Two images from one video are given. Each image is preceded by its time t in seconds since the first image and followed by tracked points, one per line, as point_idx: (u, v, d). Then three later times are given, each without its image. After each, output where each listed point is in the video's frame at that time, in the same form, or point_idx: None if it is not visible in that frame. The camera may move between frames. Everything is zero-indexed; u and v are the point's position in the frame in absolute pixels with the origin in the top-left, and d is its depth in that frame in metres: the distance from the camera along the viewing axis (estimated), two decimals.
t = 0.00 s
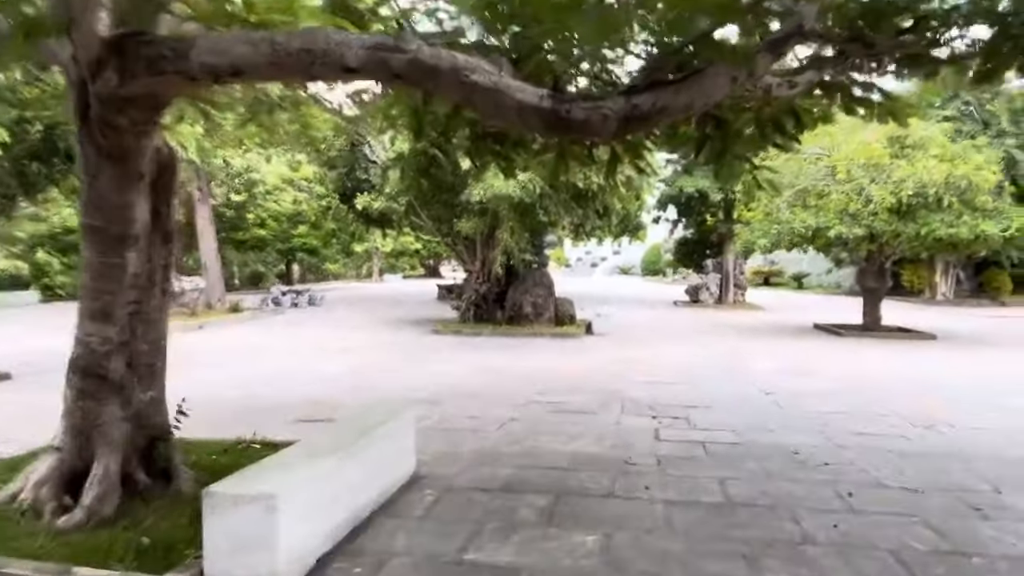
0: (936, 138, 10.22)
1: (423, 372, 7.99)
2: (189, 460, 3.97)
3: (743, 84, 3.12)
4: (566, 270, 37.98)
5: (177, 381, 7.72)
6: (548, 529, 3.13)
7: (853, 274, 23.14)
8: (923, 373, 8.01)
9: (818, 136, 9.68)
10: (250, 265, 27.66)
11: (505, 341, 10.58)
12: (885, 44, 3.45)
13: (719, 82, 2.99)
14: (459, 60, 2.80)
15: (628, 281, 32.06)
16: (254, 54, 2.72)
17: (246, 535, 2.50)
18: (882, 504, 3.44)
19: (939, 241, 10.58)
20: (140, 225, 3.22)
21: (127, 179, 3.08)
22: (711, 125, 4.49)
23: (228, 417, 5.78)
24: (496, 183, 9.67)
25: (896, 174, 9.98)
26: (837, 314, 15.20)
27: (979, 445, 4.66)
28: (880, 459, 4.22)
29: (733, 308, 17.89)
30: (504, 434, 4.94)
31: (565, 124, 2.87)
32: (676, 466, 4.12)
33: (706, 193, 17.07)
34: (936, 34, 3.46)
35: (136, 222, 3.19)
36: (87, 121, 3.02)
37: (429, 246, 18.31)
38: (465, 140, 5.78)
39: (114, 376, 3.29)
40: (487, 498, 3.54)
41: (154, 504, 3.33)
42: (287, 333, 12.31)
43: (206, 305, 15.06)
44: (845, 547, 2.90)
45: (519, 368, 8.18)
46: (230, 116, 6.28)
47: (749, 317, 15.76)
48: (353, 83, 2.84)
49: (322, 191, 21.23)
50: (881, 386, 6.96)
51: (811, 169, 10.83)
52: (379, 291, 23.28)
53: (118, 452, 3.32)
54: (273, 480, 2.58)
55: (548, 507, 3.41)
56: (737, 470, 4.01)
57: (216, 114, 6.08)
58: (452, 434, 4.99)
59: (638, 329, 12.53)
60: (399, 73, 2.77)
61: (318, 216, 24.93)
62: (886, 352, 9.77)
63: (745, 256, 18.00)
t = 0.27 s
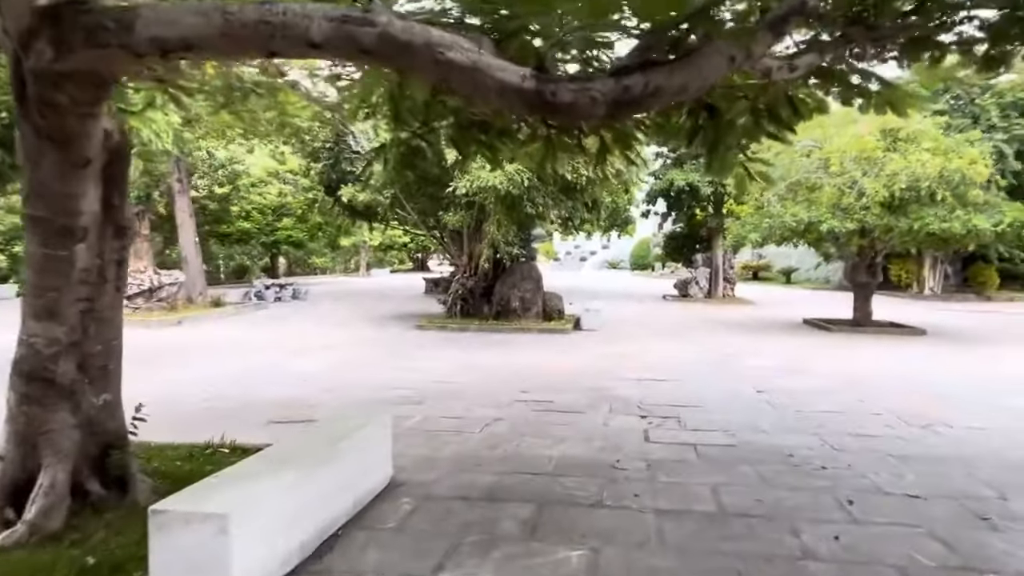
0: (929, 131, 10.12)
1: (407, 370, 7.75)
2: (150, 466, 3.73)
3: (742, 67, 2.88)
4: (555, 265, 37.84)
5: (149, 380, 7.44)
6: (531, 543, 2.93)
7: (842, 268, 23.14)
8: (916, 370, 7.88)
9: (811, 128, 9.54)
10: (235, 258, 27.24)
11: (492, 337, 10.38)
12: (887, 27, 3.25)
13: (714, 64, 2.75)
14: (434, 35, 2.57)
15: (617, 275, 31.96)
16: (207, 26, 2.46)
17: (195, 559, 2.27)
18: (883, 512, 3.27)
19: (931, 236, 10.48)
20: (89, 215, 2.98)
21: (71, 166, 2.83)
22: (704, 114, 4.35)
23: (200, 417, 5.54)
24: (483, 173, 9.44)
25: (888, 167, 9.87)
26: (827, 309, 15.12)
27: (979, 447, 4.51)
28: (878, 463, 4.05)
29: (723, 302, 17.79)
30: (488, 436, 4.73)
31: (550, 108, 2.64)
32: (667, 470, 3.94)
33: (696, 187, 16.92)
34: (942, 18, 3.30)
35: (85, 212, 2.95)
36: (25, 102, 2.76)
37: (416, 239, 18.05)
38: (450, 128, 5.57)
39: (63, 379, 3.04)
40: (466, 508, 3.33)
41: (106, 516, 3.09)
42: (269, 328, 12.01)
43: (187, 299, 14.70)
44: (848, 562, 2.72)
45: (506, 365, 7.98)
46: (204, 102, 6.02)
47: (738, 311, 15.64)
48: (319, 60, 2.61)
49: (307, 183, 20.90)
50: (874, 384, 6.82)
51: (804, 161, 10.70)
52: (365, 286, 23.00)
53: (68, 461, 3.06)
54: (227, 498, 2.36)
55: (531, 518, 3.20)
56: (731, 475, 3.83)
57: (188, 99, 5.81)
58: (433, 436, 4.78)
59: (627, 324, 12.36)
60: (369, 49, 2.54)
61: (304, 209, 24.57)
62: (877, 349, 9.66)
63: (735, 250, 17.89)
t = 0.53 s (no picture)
0: (925, 131, 9.98)
1: (392, 373, 7.50)
2: (105, 478, 3.47)
3: (743, 46, 2.65)
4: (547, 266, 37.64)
5: (122, 384, 7.16)
6: (513, 564, 2.69)
7: (834, 270, 23.04)
8: (913, 373, 7.71)
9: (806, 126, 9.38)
10: (222, 259, 26.86)
11: (481, 339, 10.14)
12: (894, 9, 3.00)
13: (714, 43, 2.50)
14: (406, 8, 2.40)
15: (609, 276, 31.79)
16: None
17: None
18: (891, 527, 3.05)
19: (927, 237, 10.32)
20: (32, 204, 2.78)
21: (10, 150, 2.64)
22: (697, 108, 4.14)
23: (171, 422, 5.27)
24: (471, 170, 9.20)
25: (883, 166, 9.71)
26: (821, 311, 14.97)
27: (986, 455, 4.31)
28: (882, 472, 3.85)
29: (715, 304, 17.62)
30: (472, 443, 4.50)
31: (535, 88, 2.42)
32: (660, 480, 3.71)
33: (689, 187, 16.76)
34: None
35: (27, 201, 2.75)
36: None
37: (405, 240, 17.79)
38: (434, 121, 5.34)
39: (4, 385, 2.78)
40: (445, 524, 3.09)
41: (49, 534, 2.82)
42: (252, 330, 11.72)
43: (170, 300, 14.30)
44: None
45: (494, 368, 7.74)
46: (178, 91, 5.78)
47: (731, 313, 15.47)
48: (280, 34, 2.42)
49: (295, 182, 20.60)
50: (872, 387, 6.64)
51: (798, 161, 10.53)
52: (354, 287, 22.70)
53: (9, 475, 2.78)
54: (171, 520, 2.11)
55: (514, 536, 2.97)
56: (727, 485, 3.62)
57: (159, 89, 5.55)
58: (414, 443, 4.54)
59: (619, 326, 12.15)
60: (333, 22, 2.36)
61: (292, 209, 24.27)
62: (873, 351, 9.50)
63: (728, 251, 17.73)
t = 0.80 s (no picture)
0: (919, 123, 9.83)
1: (374, 371, 7.25)
2: (56, 489, 3.23)
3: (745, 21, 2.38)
4: (537, 260, 37.47)
5: (92, 383, 6.86)
6: None
7: (825, 265, 22.96)
8: (909, 371, 7.55)
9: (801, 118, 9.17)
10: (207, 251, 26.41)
11: (469, 334, 9.90)
12: None
13: (714, 16, 2.24)
14: None
15: (600, 270, 31.62)
16: None
17: None
18: (899, 541, 2.85)
19: (922, 232, 10.16)
20: None
21: None
22: (691, 96, 3.92)
23: (137, 425, 5.00)
24: (458, 161, 8.91)
25: (879, 160, 9.53)
26: (813, 306, 14.84)
27: (991, 458, 4.13)
28: (884, 479, 3.66)
29: (706, 299, 17.45)
30: (454, 448, 4.27)
31: (517, 64, 2.21)
32: (651, 489, 3.50)
33: (680, 180, 16.55)
34: None
35: None
36: None
37: (393, 233, 17.47)
38: (417, 109, 5.08)
39: None
40: (419, 542, 2.86)
41: None
42: (234, 325, 11.41)
43: (151, 294, 13.86)
44: None
45: (481, 366, 7.50)
46: (145, 75, 5.49)
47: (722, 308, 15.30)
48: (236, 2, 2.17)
49: (280, 174, 20.20)
50: (870, 387, 6.46)
51: (792, 154, 10.32)
52: (341, 280, 22.36)
53: None
54: (99, 553, 1.88)
55: (496, 553, 2.75)
56: (723, 494, 3.42)
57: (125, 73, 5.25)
58: (393, 448, 4.31)
59: (610, 321, 11.94)
60: None
61: (279, 201, 23.88)
62: (867, 348, 9.34)
63: (719, 246, 17.56)
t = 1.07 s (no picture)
0: (918, 121, 9.67)
1: (362, 375, 6.99)
2: (6, 506, 2.96)
3: None
4: (530, 261, 37.25)
5: (65, 388, 6.55)
6: None
7: (819, 266, 22.88)
8: (911, 375, 7.37)
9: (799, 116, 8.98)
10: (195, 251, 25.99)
11: (460, 336, 9.65)
12: None
13: None
14: None
15: (592, 271, 31.44)
16: None
17: None
18: (923, 560, 2.64)
19: (921, 232, 10.00)
20: None
21: None
22: (691, 88, 3.68)
23: (107, 433, 4.73)
24: (449, 159, 8.67)
25: (878, 158, 9.37)
26: (808, 307, 14.68)
27: (1008, 468, 3.93)
28: (899, 490, 3.45)
29: (701, 300, 17.27)
30: (442, 457, 4.03)
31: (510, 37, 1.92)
32: (653, 502, 3.27)
33: (674, 180, 16.36)
34: None
35: None
36: None
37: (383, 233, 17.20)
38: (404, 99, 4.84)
39: None
40: (403, 564, 2.61)
41: None
42: (218, 326, 11.10)
43: (135, 295, 13.66)
44: None
45: (472, 368, 7.26)
46: (118, 62, 5.22)
47: (717, 309, 15.11)
48: None
49: (269, 172, 19.87)
50: (873, 391, 6.26)
51: (789, 152, 10.13)
52: (331, 281, 22.05)
53: None
54: None
55: None
56: (729, 508, 3.19)
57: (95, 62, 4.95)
58: (378, 457, 4.06)
59: (604, 322, 11.72)
60: None
61: (267, 201, 23.52)
62: (866, 350, 9.16)
63: (714, 246, 17.38)
